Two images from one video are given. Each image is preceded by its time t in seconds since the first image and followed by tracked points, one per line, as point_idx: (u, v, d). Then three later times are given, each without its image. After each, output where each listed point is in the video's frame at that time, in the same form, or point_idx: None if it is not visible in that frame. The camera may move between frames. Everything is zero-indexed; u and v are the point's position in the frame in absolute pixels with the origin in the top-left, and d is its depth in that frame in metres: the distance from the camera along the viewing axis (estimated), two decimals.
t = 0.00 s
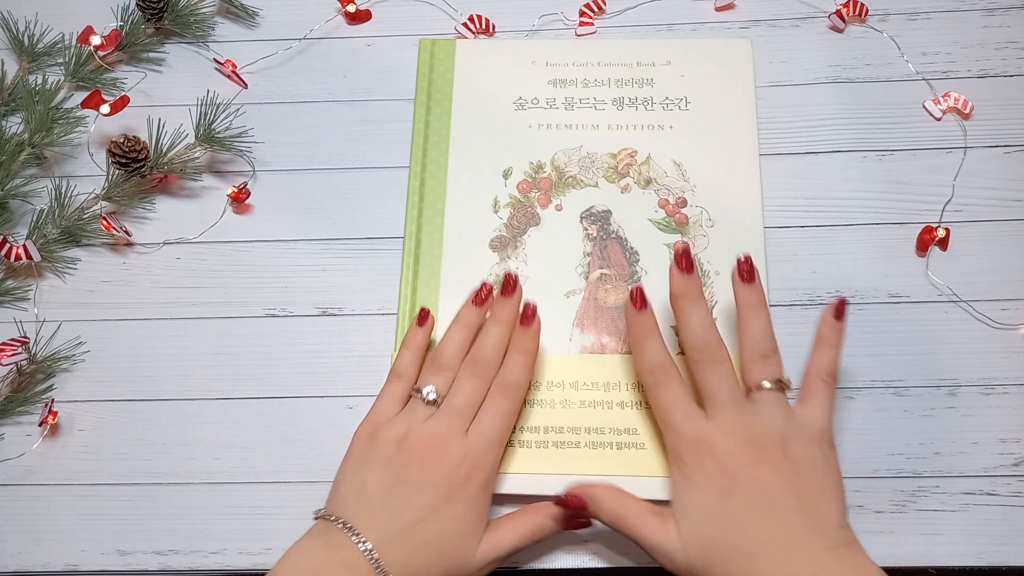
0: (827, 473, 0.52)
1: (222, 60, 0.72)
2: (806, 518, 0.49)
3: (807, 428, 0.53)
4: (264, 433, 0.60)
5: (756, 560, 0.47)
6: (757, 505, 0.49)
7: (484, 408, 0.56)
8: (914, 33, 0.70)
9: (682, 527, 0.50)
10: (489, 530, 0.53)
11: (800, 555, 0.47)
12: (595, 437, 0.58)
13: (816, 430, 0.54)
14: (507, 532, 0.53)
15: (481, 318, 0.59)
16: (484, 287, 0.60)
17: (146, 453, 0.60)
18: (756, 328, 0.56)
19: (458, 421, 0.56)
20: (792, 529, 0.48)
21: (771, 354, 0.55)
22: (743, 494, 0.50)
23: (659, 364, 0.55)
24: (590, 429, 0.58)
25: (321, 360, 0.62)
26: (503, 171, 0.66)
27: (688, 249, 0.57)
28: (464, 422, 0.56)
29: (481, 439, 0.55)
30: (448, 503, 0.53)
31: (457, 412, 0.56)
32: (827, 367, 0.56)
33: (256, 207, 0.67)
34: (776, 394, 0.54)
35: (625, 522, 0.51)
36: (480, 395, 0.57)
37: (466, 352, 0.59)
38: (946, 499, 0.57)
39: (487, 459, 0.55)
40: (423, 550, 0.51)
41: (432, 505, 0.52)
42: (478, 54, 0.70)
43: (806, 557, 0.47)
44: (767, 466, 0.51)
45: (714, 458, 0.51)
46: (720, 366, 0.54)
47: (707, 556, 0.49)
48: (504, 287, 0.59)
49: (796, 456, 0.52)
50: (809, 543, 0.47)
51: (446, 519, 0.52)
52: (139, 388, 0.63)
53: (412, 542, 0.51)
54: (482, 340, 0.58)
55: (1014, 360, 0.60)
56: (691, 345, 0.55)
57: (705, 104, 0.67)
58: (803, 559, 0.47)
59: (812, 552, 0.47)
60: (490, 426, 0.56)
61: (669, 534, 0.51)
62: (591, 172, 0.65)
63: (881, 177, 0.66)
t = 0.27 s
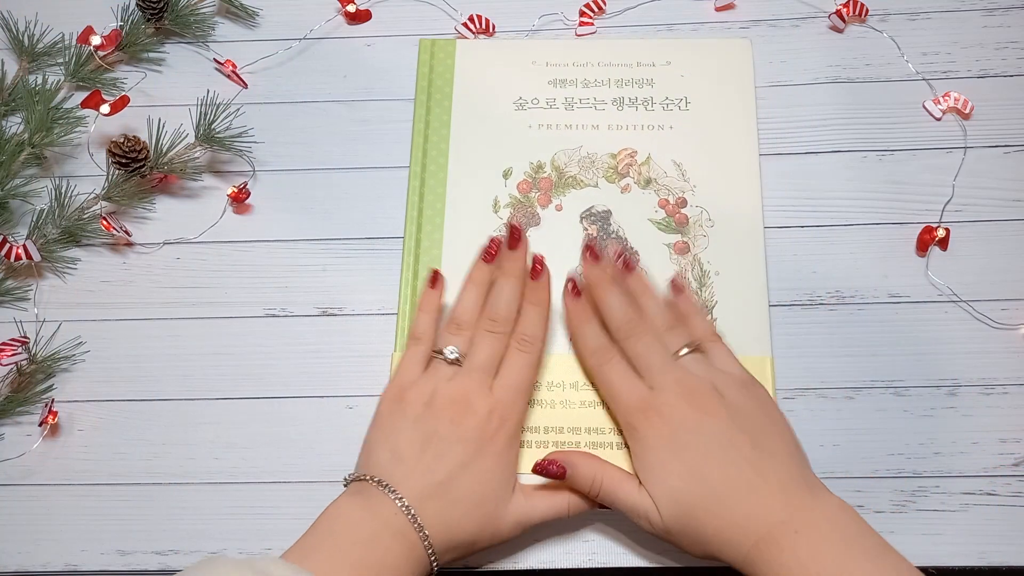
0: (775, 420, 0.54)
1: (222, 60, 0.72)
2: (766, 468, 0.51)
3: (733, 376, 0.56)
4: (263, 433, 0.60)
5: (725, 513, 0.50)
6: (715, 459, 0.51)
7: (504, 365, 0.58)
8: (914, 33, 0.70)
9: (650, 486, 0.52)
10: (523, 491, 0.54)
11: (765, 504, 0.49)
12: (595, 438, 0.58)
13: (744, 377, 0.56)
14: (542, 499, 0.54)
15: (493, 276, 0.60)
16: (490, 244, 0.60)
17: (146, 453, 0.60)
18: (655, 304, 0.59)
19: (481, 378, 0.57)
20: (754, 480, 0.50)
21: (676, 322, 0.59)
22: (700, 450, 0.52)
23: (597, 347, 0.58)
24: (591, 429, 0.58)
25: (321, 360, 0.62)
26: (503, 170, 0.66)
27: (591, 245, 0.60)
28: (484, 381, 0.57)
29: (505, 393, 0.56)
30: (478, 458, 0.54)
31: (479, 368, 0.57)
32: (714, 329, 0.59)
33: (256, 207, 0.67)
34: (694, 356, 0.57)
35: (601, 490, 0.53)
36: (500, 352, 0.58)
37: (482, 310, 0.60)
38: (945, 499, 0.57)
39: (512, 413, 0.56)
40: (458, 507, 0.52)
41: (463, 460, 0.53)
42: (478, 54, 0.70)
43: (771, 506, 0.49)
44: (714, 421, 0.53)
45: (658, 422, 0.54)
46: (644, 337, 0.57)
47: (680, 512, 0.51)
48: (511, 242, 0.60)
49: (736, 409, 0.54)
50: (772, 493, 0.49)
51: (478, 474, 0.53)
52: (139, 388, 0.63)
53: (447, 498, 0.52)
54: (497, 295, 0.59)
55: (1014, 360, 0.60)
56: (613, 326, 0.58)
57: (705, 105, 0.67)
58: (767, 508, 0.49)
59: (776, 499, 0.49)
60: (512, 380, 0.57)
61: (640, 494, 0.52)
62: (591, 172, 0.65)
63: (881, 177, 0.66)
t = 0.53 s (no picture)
0: (770, 417, 0.54)
1: (222, 61, 0.72)
2: (758, 463, 0.51)
3: (726, 372, 0.56)
4: (263, 435, 0.60)
5: (717, 508, 0.50)
6: (707, 454, 0.51)
7: (508, 371, 0.58)
8: (914, 33, 0.69)
9: (643, 484, 0.52)
10: (524, 496, 0.55)
11: (757, 499, 0.49)
12: (594, 439, 0.58)
13: (737, 373, 0.56)
14: (542, 503, 0.54)
15: (501, 286, 0.61)
16: (502, 260, 0.61)
17: (146, 455, 0.61)
18: (643, 308, 0.60)
19: (487, 380, 0.57)
20: (745, 475, 0.50)
21: (665, 325, 0.59)
22: (692, 446, 0.52)
23: (591, 349, 0.59)
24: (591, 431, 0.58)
25: (320, 361, 0.62)
26: (503, 171, 0.66)
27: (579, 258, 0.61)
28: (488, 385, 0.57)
29: (508, 397, 0.57)
30: (482, 458, 0.54)
31: (485, 371, 0.58)
32: (708, 327, 0.59)
33: (255, 208, 0.67)
34: (686, 354, 0.57)
35: (595, 484, 0.53)
36: (507, 359, 0.59)
37: (490, 319, 0.60)
38: (945, 500, 0.57)
39: (517, 416, 0.56)
40: (460, 507, 0.52)
41: (466, 461, 0.53)
42: (478, 55, 0.70)
43: (762, 501, 0.49)
44: (707, 416, 0.53)
45: (649, 419, 0.54)
46: (635, 338, 0.58)
47: (673, 509, 0.51)
48: (521, 258, 0.61)
49: (730, 405, 0.54)
50: (763, 487, 0.50)
51: (481, 474, 0.53)
52: (139, 389, 0.63)
53: (449, 498, 0.52)
54: (505, 306, 0.60)
55: (1013, 360, 0.60)
56: (602, 331, 0.59)
57: (705, 105, 0.67)
58: (758, 503, 0.49)
59: (768, 494, 0.49)
60: (516, 384, 0.57)
61: (634, 492, 0.52)
62: (590, 173, 0.65)
63: (881, 177, 0.65)
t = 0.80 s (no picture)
0: (769, 418, 0.54)
1: (221, 62, 0.72)
2: (757, 463, 0.51)
3: (726, 373, 0.56)
4: (263, 435, 0.60)
5: (715, 508, 0.50)
6: (706, 454, 0.51)
7: (508, 372, 0.58)
8: (913, 33, 0.69)
9: (642, 484, 0.52)
10: (525, 497, 0.55)
11: (754, 499, 0.49)
12: (594, 440, 0.58)
13: (737, 373, 0.56)
14: (542, 504, 0.54)
15: (501, 287, 0.61)
16: (501, 261, 0.61)
17: (146, 455, 0.61)
18: (643, 308, 0.60)
19: (487, 380, 0.57)
20: (744, 475, 0.50)
21: (665, 325, 0.59)
22: (691, 446, 0.52)
23: (591, 350, 0.59)
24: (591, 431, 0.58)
25: (320, 362, 0.62)
26: (503, 171, 0.66)
27: (578, 259, 0.61)
28: (490, 385, 0.57)
29: (508, 397, 0.57)
30: (482, 458, 0.54)
31: (484, 372, 0.58)
32: (707, 327, 0.59)
33: (255, 209, 0.67)
34: (686, 354, 0.58)
35: (594, 484, 0.53)
36: (507, 360, 0.59)
37: (489, 319, 0.61)
38: (944, 500, 0.57)
39: (517, 416, 0.56)
40: (460, 507, 0.52)
41: (466, 461, 0.53)
42: (477, 56, 0.70)
43: (760, 501, 0.49)
44: (707, 416, 0.53)
45: (648, 419, 0.55)
46: (635, 339, 0.58)
47: (671, 508, 0.51)
48: (521, 259, 0.61)
49: (731, 405, 0.54)
50: (761, 487, 0.50)
51: (481, 474, 0.53)
52: (138, 390, 0.63)
53: (449, 499, 0.52)
54: (505, 306, 0.60)
55: (1013, 361, 0.60)
56: (601, 331, 0.59)
57: (704, 106, 0.67)
58: (758, 503, 0.49)
59: (766, 494, 0.49)
60: (517, 384, 0.57)
61: (633, 492, 0.52)
62: (590, 174, 0.65)
63: (881, 177, 0.65)
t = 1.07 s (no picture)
0: (769, 418, 0.54)
1: (221, 62, 0.72)
2: (757, 463, 0.51)
3: (726, 373, 0.56)
4: (263, 435, 0.60)
5: (715, 508, 0.50)
6: (706, 454, 0.51)
7: (508, 372, 0.58)
8: (913, 33, 0.69)
9: (641, 484, 0.52)
10: (525, 497, 0.55)
11: (754, 499, 0.49)
12: (594, 440, 0.58)
13: (737, 373, 0.56)
14: (542, 504, 0.54)
15: (501, 287, 0.61)
16: (501, 260, 0.61)
17: (146, 456, 0.61)
18: (643, 308, 0.60)
19: (487, 381, 0.57)
20: (744, 475, 0.50)
21: (665, 325, 0.59)
22: (691, 446, 0.52)
23: (591, 350, 0.59)
24: (591, 431, 0.58)
25: (320, 362, 0.62)
26: (503, 171, 0.66)
27: (578, 259, 0.61)
28: (490, 385, 0.57)
29: (509, 397, 0.57)
30: (482, 459, 0.54)
31: (484, 372, 0.57)
32: (706, 326, 0.59)
33: (255, 209, 0.67)
34: (686, 354, 0.58)
35: (593, 484, 0.53)
36: (507, 360, 0.59)
37: (489, 319, 0.61)
38: (945, 500, 0.57)
39: (517, 416, 0.56)
40: (460, 508, 0.52)
41: (466, 461, 0.53)
42: (477, 56, 0.70)
43: (759, 501, 0.49)
44: (707, 416, 0.53)
45: (648, 420, 0.55)
46: (635, 339, 0.58)
47: (671, 509, 0.51)
48: (521, 259, 0.61)
49: (730, 405, 0.54)
50: (761, 487, 0.50)
51: (481, 474, 0.53)
52: (138, 390, 0.63)
53: (448, 499, 0.52)
54: (505, 306, 0.60)
55: (1013, 361, 0.60)
56: (601, 331, 0.59)
57: (704, 107, 0.67)
58: (757, 503, 0.49)
59: (765, 494, 0.49)
60: (517, 384, 0.57)
61: (633, 492, 0.53)
62: (590, 175, 0.65)
63: (881, 177, 0.65)
